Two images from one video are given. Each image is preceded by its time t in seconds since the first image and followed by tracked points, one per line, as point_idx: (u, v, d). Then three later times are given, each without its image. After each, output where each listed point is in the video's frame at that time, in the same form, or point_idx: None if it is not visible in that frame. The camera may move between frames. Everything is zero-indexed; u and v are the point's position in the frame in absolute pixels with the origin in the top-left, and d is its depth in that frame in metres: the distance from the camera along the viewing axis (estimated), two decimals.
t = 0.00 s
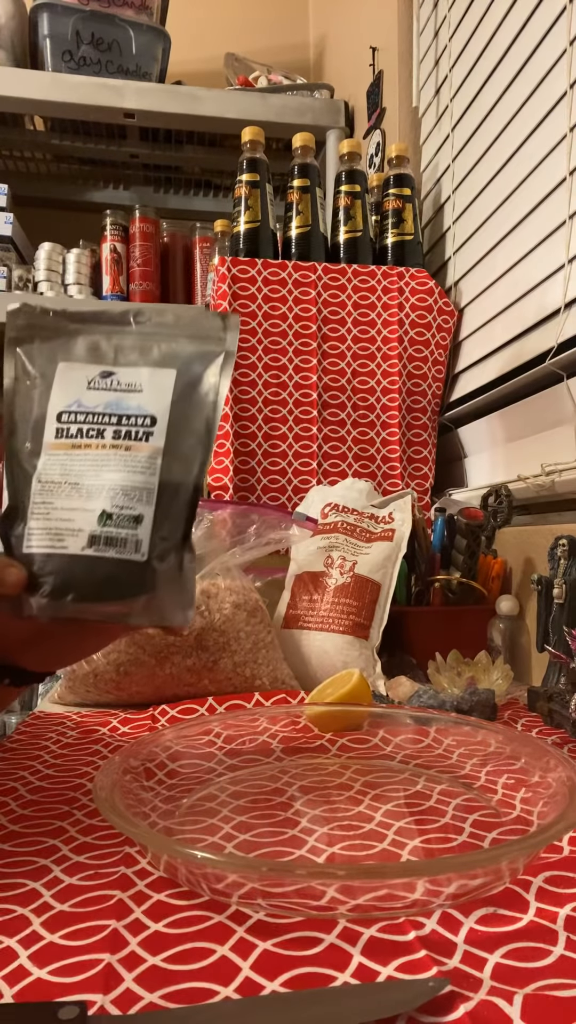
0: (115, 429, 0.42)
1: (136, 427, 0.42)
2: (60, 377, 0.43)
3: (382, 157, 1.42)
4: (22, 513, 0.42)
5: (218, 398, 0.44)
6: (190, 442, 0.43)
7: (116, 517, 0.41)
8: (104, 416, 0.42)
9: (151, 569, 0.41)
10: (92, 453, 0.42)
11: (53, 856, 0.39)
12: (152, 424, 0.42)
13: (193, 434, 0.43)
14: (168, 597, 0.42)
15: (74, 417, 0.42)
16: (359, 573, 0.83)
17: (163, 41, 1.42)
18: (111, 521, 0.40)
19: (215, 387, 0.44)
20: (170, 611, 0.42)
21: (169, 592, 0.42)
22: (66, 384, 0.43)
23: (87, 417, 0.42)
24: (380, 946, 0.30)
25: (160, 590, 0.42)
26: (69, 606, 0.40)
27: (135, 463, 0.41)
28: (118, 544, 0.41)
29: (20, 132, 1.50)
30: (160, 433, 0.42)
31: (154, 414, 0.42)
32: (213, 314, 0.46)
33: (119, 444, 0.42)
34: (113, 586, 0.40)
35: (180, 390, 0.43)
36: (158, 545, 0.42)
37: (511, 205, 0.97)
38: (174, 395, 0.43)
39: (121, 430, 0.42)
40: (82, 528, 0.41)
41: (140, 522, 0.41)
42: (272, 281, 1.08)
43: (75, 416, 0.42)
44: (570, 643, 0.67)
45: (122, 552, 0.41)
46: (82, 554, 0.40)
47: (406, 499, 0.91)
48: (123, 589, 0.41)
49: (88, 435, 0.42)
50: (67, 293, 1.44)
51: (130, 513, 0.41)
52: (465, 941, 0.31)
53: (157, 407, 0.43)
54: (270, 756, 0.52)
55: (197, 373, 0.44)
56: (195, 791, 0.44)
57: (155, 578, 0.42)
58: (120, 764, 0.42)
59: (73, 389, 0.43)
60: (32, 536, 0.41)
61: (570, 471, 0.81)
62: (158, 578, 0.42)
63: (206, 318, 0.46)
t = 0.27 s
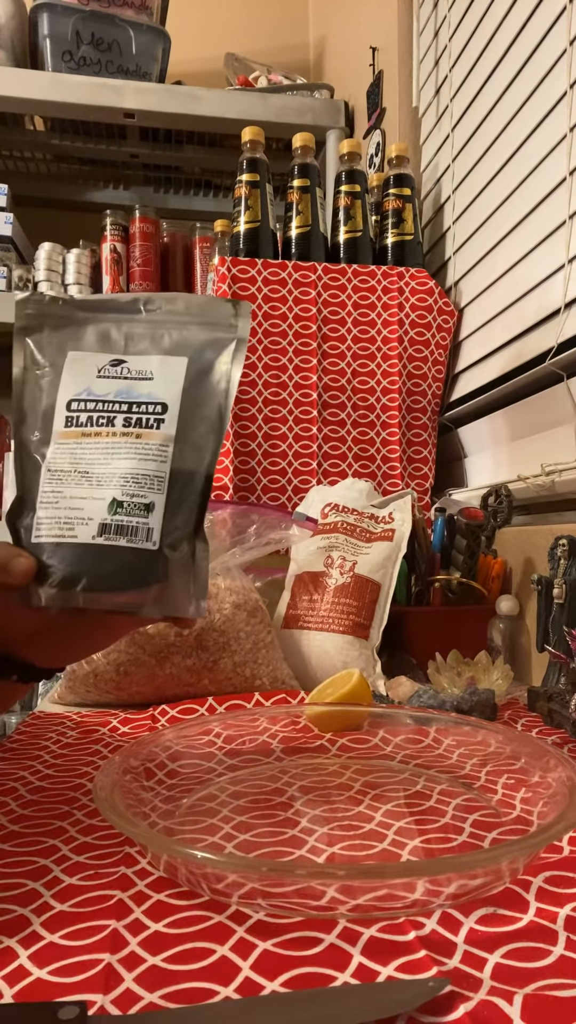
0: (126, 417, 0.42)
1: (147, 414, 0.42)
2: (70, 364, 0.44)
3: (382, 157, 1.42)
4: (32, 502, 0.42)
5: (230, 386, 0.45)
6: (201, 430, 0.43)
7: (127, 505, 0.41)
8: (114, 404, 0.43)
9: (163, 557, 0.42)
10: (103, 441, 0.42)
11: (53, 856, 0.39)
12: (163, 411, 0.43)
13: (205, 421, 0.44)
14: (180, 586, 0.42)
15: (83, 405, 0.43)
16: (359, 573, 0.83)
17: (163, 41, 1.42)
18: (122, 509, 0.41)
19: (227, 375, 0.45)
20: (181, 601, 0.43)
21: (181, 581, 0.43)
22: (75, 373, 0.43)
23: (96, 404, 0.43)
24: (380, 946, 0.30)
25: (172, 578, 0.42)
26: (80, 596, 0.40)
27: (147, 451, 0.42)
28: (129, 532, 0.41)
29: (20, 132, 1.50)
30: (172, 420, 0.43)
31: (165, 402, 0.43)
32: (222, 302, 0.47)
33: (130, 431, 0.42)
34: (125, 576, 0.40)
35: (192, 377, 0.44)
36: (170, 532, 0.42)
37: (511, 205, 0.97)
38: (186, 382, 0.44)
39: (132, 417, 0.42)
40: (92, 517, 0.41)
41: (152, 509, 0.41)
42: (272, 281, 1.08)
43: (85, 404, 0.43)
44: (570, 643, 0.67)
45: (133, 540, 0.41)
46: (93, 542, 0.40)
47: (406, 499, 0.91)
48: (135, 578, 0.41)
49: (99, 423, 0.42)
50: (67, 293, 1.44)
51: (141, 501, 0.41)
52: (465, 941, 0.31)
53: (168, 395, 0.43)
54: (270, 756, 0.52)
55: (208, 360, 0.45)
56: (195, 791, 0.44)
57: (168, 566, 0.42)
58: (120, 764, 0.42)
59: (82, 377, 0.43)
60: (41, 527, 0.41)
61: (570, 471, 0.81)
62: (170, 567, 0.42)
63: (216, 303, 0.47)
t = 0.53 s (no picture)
0: (141, 398, 0.35)
1: (161, 395, 0.35)
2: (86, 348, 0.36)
3: (382, 157, 1.42)
4: (48, 492, 0.35)
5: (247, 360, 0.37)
6: (219, 408, 0.36)
7: (142, 488, 0.33)
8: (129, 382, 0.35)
9: (182, 546, 0.34)
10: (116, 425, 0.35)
11: (53, 856, 0.39)
12: (179, 389, 0.35)
13: (224, 399, 0.36)
14: (201, 577, 0.35)
15: (96, 386, 0.35)
16: (359, 573, 0.83)
17: (163, 42, 1.42)
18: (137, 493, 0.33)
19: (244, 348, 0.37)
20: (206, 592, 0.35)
21: (204, 573, 0.35)
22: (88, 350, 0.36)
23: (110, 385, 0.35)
24: (379, 946, 0.30)
25: (191, 569, 0.35)
26: (97, 584, 0.33)
27: (161, 434, 0.34)
28: (144, 518, 0.34)
29: (20, 132, 1.50)
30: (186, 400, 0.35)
31: (181, 380, 0.35)
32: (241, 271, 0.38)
33: (145, 412, 0.34)
34: (141, 564, 0.33)
35: (209, 350, 0.36)
36: (188, 519, 0.34)
37: (512, 205, 0.97)
38: (203, 356, 0.36)
39: (146, 399, 0.35)
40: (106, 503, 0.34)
41: (168, 493, 0.34)
42: (272, 281, 1.08)
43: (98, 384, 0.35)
44: (570, 643, 0.67)
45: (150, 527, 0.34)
46: (108, 530, 0.33)
47: (406, 499, 0.91)
48: (151, 566, 0.34)
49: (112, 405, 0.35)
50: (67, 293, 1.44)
51: (156, 486, 0.34)
52: (464, 941, 0.31)
53: (184, 373, 0.35)
54: (270, 756, 0.52)
55: (225, 330, 0.37)
56: (195, 791, 0.44)
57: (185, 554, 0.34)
58: (120, 764, 0.42)
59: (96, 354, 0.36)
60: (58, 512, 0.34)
61: (570, 471, 0.81)
62: (190, 554, 0.35)
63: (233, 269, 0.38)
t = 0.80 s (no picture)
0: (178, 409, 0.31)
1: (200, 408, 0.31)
2: (123, 354, 0.33)
3: (382, 157, 1.42)
4: (80, 500, 0.31)
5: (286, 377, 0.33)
6: (257, 423, 0.32)
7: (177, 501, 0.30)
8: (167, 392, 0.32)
9: (213, 561, 0.31)
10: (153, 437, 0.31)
11: (52, 856, 0.39)
12: (217, 403, 0.31)
13: (262, 414, 0.32)
14: (235, 592, 0.31)
15: (134, 396, 0.32)
16: (359, 573, 0.83)
17: (163, 42, 1.42)
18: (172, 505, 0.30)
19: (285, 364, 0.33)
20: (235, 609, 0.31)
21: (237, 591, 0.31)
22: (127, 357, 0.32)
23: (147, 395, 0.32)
24: (379, 946, 0.30)
25: (223, 586, 0.31)
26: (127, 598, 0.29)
27: (198, 446, 0.31)
28: (178, 532, 0.30)
29: (20, 132, 1.50)
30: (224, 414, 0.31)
31: (219, 394, 0.32)
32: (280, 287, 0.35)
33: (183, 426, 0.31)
34: (171, 576, 0.30)
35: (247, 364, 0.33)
36: (222, 536, 0.31)
37: (512, 205, 0.97)
38: (241, 368, 0.32)
39: (184, 411, 0.31)
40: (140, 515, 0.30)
41: (203, 508, 0.30)
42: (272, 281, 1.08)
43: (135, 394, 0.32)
44: (570, 642, 0.67)
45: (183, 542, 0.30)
46: (142, 544, 0.30)
47: (406, 499, 0.91)
48: (182, 576, 0.30)
49: (148, 416, 0.31)
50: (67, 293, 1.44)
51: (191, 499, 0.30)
52: (465, 941, 0.31)
53: (222, 386, 0.32)
54: (270, 756, 0.52)
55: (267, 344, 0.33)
56: (195, 791, 0.44)
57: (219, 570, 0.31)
58: (120, 764, 0.42)
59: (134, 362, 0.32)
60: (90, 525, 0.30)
61: (570, 471, 0.81)
62: (222, 570, 0.31)
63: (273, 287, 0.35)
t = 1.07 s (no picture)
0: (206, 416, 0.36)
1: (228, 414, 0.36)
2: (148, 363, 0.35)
3: (382, 157, 1.42)
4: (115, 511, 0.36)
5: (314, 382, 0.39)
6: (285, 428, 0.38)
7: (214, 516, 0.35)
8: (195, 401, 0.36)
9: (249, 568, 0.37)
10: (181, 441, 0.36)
11: (52, 857, 0.39)
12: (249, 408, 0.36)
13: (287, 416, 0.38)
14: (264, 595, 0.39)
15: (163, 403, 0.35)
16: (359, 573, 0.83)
17: (163, 41, 1.42)
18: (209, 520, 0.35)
19: (311, 369, 0.39)
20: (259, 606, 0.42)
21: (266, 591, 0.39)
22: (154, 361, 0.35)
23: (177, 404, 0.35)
24: (379, 945, 0.30)
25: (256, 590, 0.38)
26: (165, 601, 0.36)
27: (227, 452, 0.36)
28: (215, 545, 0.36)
29: (20, 132, 1.51)
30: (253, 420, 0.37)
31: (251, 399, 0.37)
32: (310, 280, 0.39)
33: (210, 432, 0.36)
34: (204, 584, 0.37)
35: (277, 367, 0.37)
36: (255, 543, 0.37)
37: (512, 205, 0.97)
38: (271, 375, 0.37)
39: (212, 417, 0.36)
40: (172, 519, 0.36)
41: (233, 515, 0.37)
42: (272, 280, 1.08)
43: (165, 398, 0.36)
44: (570, 642, 0.67)
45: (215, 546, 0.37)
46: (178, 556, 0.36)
47: (406, 499, 0.91)
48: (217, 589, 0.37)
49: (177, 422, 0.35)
50: (67, 293, 1.44)
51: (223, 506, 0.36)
52: (464, 941, 0.31)
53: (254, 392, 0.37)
54: (270, 757, 0.52)
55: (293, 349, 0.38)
56: (195, 791, 0.44)
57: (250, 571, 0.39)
58: (120, 764, 0.42)
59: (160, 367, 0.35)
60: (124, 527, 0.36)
61: (570, 471, 0.81)
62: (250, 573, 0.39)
63: (302, 282, 0.39)
